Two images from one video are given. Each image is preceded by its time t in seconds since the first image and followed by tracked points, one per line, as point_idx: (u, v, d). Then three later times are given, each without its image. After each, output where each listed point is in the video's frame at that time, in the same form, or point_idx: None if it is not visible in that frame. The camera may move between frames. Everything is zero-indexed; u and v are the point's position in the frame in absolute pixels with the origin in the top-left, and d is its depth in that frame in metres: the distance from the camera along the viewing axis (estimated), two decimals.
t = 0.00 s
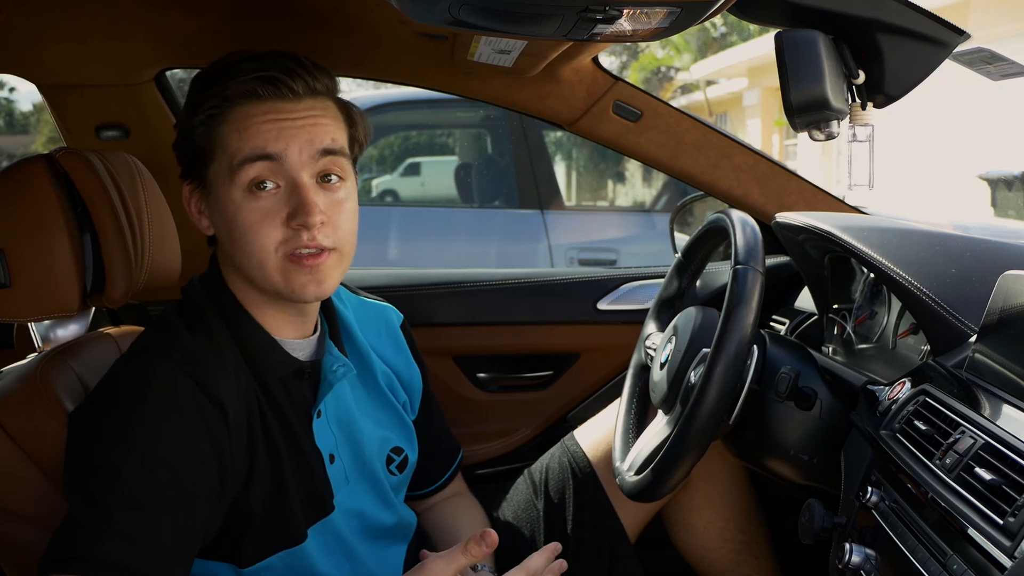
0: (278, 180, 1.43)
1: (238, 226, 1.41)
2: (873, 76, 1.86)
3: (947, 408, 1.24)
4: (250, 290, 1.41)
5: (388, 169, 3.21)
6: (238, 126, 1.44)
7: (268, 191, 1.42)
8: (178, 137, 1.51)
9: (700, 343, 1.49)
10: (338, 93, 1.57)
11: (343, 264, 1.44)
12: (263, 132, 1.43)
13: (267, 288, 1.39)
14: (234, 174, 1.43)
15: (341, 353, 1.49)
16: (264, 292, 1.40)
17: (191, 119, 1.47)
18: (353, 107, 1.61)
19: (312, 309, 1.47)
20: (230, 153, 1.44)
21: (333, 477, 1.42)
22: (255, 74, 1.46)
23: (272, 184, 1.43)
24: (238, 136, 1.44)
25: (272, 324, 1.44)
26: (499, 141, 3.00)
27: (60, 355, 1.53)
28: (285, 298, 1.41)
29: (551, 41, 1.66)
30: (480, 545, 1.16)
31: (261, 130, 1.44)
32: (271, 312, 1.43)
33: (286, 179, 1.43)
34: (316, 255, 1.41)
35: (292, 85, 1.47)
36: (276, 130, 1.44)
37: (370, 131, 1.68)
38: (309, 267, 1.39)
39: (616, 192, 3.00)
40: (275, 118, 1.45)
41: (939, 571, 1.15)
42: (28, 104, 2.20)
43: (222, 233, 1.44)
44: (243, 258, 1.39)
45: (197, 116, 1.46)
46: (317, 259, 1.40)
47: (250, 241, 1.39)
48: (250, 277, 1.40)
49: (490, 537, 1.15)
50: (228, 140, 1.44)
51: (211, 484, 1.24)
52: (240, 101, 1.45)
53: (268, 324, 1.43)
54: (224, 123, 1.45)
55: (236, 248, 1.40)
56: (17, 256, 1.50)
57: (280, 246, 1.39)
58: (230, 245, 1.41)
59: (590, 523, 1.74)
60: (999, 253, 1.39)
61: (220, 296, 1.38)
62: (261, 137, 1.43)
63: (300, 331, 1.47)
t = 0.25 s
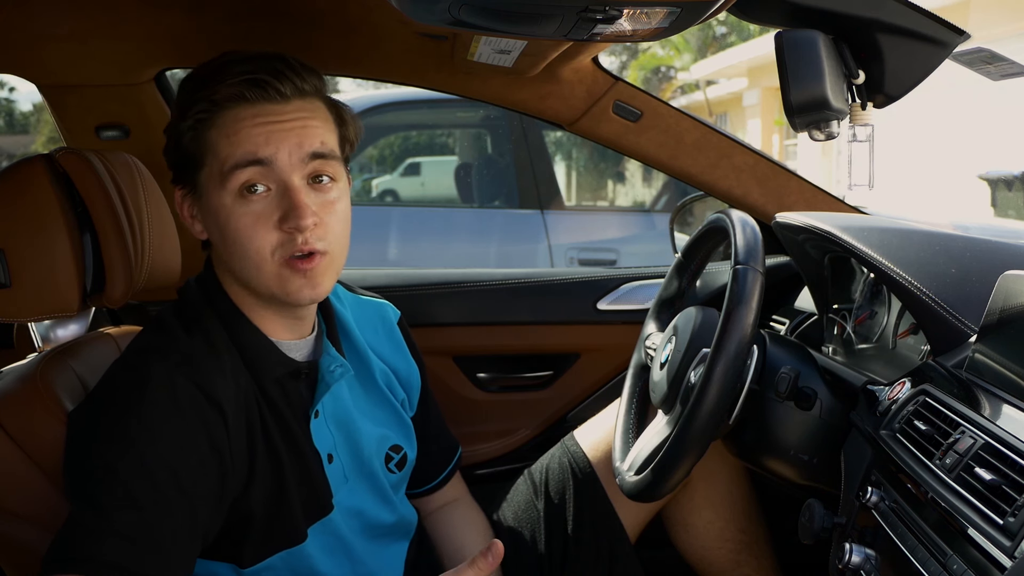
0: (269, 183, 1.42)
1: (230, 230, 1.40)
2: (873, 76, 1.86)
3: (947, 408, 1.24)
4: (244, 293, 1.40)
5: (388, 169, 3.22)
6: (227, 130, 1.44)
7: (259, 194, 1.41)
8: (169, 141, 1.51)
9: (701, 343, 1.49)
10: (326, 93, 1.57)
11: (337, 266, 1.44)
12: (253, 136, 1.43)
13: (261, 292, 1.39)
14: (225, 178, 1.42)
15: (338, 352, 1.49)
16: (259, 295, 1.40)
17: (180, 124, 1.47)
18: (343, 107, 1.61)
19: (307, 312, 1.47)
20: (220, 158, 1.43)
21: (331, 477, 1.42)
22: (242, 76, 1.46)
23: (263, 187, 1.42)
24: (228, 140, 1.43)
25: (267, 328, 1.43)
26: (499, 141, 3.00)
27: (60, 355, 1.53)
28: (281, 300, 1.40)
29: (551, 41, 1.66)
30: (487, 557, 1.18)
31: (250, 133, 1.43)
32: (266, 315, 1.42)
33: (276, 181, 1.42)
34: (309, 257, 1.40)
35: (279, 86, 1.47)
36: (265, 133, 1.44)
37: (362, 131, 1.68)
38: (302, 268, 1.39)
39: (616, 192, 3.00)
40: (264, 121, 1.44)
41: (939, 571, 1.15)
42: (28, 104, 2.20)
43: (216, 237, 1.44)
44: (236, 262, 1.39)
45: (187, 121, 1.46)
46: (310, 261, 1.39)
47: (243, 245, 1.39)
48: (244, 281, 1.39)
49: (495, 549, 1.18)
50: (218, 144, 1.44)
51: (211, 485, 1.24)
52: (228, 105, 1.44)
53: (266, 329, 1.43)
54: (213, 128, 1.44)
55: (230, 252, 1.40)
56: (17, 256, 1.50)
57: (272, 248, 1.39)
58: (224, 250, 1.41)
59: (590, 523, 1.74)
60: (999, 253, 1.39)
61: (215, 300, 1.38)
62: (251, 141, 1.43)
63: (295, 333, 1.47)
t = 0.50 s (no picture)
0: (254, 187, 1.42)
1: (216, 234, 1.40)
2: (873, 76, 1.86)
3: (947, 408, 1.24)
4: (231, 297, 1.40)
5: (388, 170, 3.22)
6: (211, 134, 1.43)
7: (243, 198, 1.41)
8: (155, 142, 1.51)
9: (700, 343, 1.49)
10: (313, 95, 1.56)
11: (323, 268, 1.44)
12: (236, 140, 1.43)
13: (246, 295, 1.39)
14: (210, 182, 1.42)
15: (334, 351, 1.49)
16: (244, 299, 1.40)
17: (165, 128, 1.46)
18: (331, 108, 1.60)
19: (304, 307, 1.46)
20: (205, 163, 1.43)
21: (327, 476, 1.42)
22: (225, 81, 1.45)
23: (248, 191, 1.42)
24: (212, 145, 1.43)
25: (262, 326, 1.43)
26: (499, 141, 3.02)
27: (59, 355, 1.53)
28: (266, 305, 1.40)
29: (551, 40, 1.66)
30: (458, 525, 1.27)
31: (234, 137, 1.43)
32: (255, 317, 1.42)
33: (261, 185, 1.42)
34: (294, 260, 1.40)
35: (262, 89, 1.46)
36: (248, 138, 1.43)
37: (351, 132, 1.67)
38: (286, 272, 1.39)
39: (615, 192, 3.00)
40: (247, 125, 1.44)
41: (939, 571, 1.15)
42: (28, 104, 2.20)
43: (202, 241, 1.43)
44: (222, 266, 1.39)
45: (171, 126, 1.45)
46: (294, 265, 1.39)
47: (228, 249, 1.39)
48: (230, 285, 1.39)
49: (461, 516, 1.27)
50: (203, 149, 1.43)
51: (210, 485, 1.24)
52: (211, 109, 1.44)
53: (262, 327, 1.43)
54: (197, 132, 1.44)
55: (215, 257, 1.40)
56: (18, 256, 1.50)
57: (256, 253, 1.39)
58: (210, 254, 1.41)
59: (590, 523, 1.74)
60: (999, 253, 1.37)
61: (212, 302, 1.39)
62: (234, 146, 1.42)
63: (291, 332, 1.47)
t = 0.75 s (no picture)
0: (270, 184, 1.42)
1: (231, 232, 1.40)
2: (873, 76, 1.86)
3: (947, 408, 1.24)
4: (245, 294, 1.40)
5: (388, 170, 3.22)
6: (227, 132, 1.43)
7: (259, 195, 1.41)
8: (163, 140, 1.50)
9: (701, 343, 1.49)
10: (323, 93, 1.56)
11: (337, 264, 1.45)
12: (253, 138, 1.42)
13: (262, 292, 1.39)
14: (225, 180, 1.42)
15: (334, 351, 1.49)
16: (259, 296, 1.40)
17: (177, 125, 1.45)
18: (339, 106, 1.60)
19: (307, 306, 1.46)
20: (220, 160, 1.42)
21: (329, 477, 1.42)
22: (241, 78, 1.44)
23: (264, 188, 1.42)
24: (228, 143, 1.43)
25: (266, 325, 1.43)
26: (499, 141, 3.01)
27: (59, 355, 1.53)
28: (280, 301, 1.41)
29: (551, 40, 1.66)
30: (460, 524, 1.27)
31: (250, 135, 1.43)
32: (267, 314, 1.43)
33: (277, 182, 1.42)
34: (310, 257, 1.40)
35: (277, 87, 1.46)
36: (265, 135, 1.43)
37: (357, 130, 1.67)
38: (304, 269, 1.39)
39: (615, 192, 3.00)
40: (262, 123, 1.44)
41: (939, 571, 1.15)
42: (28, 104, 2.20)
43: (215, 238, 1.43)
44: (237, 263, 1.39)
45: (184, 123, 1.44)
46: (311, 261, 1.40)
47: (244, 246, 1.39)
48: (245, 282, 1.39)
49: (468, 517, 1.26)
50: (218, 147, 1.43)
51: (211, 485, 1.24)
52: (226, 107, 1.43)
53: (265, 327, 1.43)
54: (212, 129, 1.43)
55: (230, 254, 1.40)
56: (18, 256, 1.50)
57: (274, 250, 1.39)
58: (223, 251, 1.41)
59: (590, 523, 1.74)
60: (998, 252, 1.38)
61: (212, 301, 1.39)
62: (251, 143, 1.42)
63: (293, 331, 1.47)
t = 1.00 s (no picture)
0: (261, 184, 1.42)
1: (223, 232, 1.40)
2: (873, 76, 1.86)
3: (947, 408, 1.24)
4: (238, 294, 1.40)
5: (388, 170, 3.22)
6: (217, 132, 1.43)
7: (251, 195, 1.41)
8: (157, 142, 1.50)
9: (700, 343, 1.49)
10: (316, 93, 1.56)
11: (330, 263, 1.44)
12: (243, 138, 1.43)
13: (255, 293, 1.39)
14: (216, 181, 1.42)
15: (333, 350, 1.49)
16: (251, 296, 1.40)
17: (169, 127, 1.45)
18: (333, 106, 1.60)
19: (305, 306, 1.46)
20: (211, 160, 1.43)
21: (328, 477, 1.42)
22: (230, 78, 1.45)
23: (255, 188, 1.41)
24: (218, 143, 1.43)
25: (263, 326, 1.44)
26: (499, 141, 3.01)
27: (59, 355, 1.53)
28: (274, 301, 1.40)
29: (551, 40, 1.66)
30: (453, 519, 1.24)
31: (240, 136, 1.43)
32: (261, 315, 1.42)
33: (268, 182, 1.42)
34: (302, 256, 1.40)
35: (268, 87, 1.46)
36: (255, 135, 1.43)
37: (351, 129, 1.67)
38: (295, 268, 1.39)
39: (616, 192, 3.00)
40: (253, 123, 1.44)
41: (939, 571, 1.15)
42: (28, 104, 2.20)
43: (208, 239, 1.43)
44: (230, 263, 1.39)
45: (175, 124, 1.45)
46: (304, 261, 1.40)
47: (235, 246, 1.39)
48: (238, 283, 1.39)
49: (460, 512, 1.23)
50: (209, 147, 1.43)
51: (212, 486, 1.24)
52: (216, 107, 1.43)
53: (261, 328, 1.43)
54: (203, 130, 1.43)
55: (222, 254, 1.40)
56: (18, 256, 1.50)
57: (265, 249, 1.39)
58: (216, 252, 1.41)
59: (590, 523, 1.74)
60: (998, 252, 1.38)
61: (212, 301, 1.39)
62: (241, 143, 1.42)
63: (290, 331, 1.47)
